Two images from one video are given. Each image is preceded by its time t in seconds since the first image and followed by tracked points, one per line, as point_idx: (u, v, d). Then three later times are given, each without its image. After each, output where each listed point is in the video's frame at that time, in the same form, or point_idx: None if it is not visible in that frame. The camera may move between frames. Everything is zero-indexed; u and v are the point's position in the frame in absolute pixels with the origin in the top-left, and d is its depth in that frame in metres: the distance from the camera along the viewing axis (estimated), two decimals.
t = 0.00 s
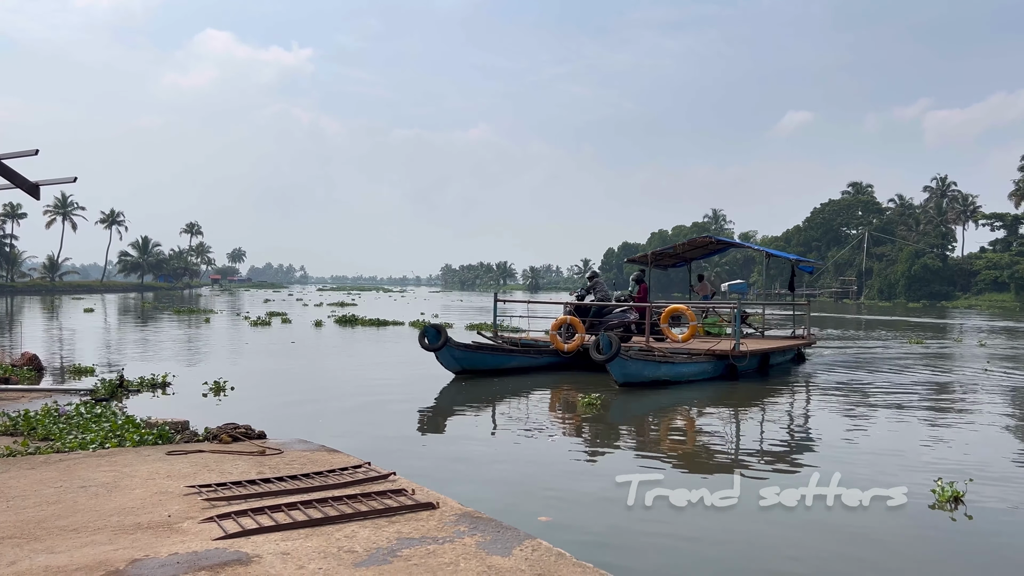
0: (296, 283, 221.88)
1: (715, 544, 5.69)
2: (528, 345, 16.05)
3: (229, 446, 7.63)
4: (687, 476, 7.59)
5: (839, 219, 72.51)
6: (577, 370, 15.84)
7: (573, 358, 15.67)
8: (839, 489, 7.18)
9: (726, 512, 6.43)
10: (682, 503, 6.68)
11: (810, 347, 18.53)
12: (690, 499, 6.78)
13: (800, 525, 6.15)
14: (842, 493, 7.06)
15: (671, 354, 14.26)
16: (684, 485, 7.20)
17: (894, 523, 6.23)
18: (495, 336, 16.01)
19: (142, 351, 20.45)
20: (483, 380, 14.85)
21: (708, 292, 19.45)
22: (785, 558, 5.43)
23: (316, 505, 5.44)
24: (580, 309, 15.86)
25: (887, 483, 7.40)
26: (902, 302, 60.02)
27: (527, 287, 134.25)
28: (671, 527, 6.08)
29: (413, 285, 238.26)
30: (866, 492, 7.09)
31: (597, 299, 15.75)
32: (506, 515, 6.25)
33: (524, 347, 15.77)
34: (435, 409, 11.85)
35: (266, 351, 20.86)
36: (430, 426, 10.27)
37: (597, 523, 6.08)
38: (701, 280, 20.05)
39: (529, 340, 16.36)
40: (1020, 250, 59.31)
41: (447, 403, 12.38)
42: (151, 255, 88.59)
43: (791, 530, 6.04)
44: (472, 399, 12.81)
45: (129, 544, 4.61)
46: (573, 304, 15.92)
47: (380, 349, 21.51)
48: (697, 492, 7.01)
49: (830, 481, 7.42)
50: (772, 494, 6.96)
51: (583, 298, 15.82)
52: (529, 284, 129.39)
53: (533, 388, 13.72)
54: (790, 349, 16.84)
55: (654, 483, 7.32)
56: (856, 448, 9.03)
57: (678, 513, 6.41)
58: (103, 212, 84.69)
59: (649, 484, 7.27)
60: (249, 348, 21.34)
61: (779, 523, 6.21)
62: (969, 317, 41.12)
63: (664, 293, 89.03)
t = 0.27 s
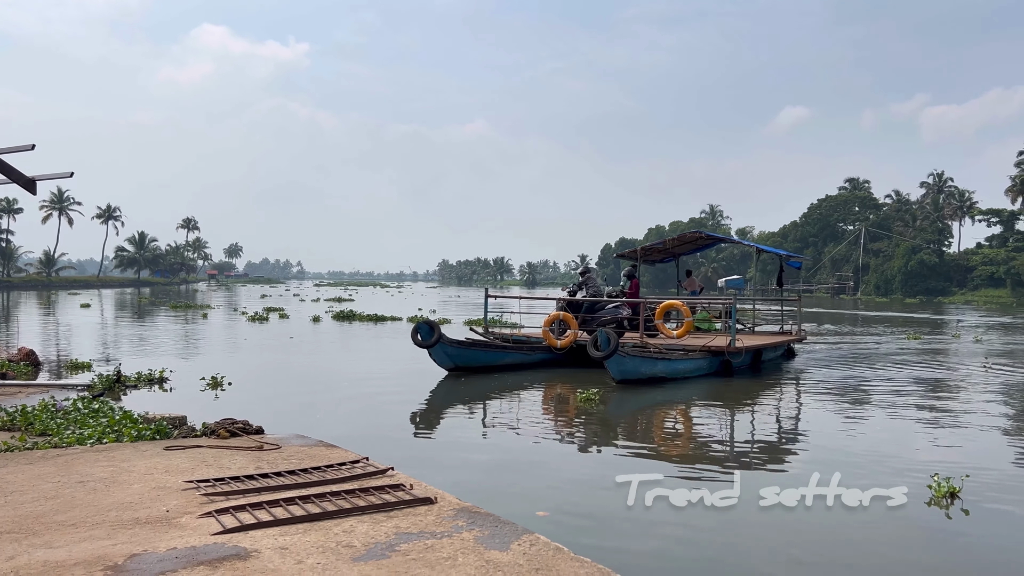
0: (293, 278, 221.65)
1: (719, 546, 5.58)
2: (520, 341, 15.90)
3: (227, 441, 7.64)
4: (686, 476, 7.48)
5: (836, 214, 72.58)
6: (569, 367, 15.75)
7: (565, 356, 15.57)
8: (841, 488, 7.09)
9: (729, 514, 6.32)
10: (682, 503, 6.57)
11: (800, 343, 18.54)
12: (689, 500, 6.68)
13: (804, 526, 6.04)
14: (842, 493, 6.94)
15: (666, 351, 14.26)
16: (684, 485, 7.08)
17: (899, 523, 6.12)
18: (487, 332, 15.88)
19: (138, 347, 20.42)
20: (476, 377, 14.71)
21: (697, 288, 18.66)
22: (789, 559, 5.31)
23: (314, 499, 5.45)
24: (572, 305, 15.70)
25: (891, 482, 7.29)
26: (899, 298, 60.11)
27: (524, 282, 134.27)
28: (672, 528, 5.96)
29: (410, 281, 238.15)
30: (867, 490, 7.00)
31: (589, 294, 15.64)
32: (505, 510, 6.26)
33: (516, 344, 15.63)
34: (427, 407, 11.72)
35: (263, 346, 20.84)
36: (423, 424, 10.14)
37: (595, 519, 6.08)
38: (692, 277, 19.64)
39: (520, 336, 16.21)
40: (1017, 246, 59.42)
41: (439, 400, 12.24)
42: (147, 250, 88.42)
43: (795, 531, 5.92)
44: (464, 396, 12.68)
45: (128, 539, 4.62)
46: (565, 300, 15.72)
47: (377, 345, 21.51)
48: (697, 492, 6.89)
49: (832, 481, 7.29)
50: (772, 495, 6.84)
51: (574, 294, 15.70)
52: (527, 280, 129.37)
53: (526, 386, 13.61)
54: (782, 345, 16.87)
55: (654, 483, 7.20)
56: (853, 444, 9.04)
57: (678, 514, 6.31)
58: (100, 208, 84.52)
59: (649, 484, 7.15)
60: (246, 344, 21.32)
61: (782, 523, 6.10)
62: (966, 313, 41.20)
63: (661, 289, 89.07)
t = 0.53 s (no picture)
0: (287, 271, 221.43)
1: (721, 547, 5.38)
2: (510, 334, 15.84)
3: (223, 434, 7.65)
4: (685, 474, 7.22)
5: (830, 207, 72.72)
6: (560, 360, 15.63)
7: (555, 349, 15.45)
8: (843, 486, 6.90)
9: (733, 514, 6.08)
10: (682, 504, 6.32)
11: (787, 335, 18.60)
12: (690, 500, 6.41)
13: (813, 528, 5.79)
14: (843, 493, 6.71)
15: (659, 344, 14.26)
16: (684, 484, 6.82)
17: (912, 524, 5.89)
18: (474, 326, 15.75)
19: (133, 340, 20.40)
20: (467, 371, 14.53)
21: (679, 282, 18.64)
22: (799, 565, 5.08)
23: (310, 491, 5.46)
24: (562, 298, 15.56)
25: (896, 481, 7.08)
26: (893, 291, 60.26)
27: (519, 275, 134.29)
28: (676, 531, 5.68)
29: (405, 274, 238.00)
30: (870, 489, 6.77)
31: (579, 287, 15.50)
32: (502, 502, 6.27)
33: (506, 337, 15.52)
34: (418, 402, 11.56)
35: (258, 339, 20.84)
36: (415, 420, 10.00)
37: (590, 512, 6.08)
38: (675, 270, 19.58)
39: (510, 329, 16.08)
40: (1010, 238, 59.60)
41: (430, 395, 12.08)
42: (141, 243, 88.16)
43: (805, 534, 5.66)
44: (456, 391, 12.53)
45: (124, 531, 4.62)
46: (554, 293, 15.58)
47: (373, 338, 21.53)
48: (697, 491, 6.63)
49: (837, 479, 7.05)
50: (774, 495, 6.59)
51: (565, 287, 15.57)
52: (521, 273, 129.41)
53: (516, 380, 13.48)
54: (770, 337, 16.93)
55: (654, 483, 6.93)
56: (848, 436, 9.06)
57: (680, 515, 6.05)
58: (93, 201, 84.26)
59: (649, 484, 6.89)
60: (241, 337, 21.33)
61: (787, 524, 5.87)
62: (959, 306, 41.36)
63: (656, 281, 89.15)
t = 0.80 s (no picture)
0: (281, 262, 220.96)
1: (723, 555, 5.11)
2: (498, 325, 15.47)
3: (218, 424, 7.66)
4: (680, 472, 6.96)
5: (823, 196, 72.90)
6: (550, 350, 15.51)
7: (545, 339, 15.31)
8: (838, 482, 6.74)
9: (735, 516, 5.83)
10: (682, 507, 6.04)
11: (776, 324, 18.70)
12: (688, 502, 6.15)
13: (816, 532, 5.55)
14: (846, 493, 6.44)
15: (653, 334, 14.29)
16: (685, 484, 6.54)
17: (913, 524, 5.70)
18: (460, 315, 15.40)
19: (127, 332, 20.37)
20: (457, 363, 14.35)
21: (666, 270, 18.53)
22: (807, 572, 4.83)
23: (307, 481, 5.48)
24: (552, 289, 15.57)
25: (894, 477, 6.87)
26: (885, 280, 60.50)
27: (512, 265, 134.34)
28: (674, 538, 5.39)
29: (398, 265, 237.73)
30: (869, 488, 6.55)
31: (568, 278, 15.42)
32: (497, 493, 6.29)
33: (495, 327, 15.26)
34: (409, 395, 11.38)
35: (252, 330, 20.82)
36: (406, 414, 9.82)
37: (585, 502, 6.10)
38: (662, 259, 19.57)
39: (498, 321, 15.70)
40: (1002, 227, 59.85)
41: (421, 388, 11.90)
42: (133, 235, 87.85)
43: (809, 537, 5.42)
44: (447, 383, 12.35)
45: (122, 520, 4.65)
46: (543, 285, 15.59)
47: (367, 328, 21.55)
48: (697, 492, 6.35)
49: (835, 480, 6.78)
50: (773, 495, 6.32)
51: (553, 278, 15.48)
52: (515, 263, 129.43)
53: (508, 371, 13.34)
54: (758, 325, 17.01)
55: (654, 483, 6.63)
56: (841, 426, 9.12)
57: (681, 518, 5.80)
58: (84, 192, 83.90)
59: (649, 484, 6.59)
60: (235, 328, 21.31)
61: (790, 527, 5.64)
62: (950, 295, 41.58)
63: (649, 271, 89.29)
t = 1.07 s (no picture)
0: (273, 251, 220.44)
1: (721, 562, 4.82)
2: (487, 314, 15.35)
3: (214, 412, 7.70)
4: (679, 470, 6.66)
5: (815, 183, 73.08)
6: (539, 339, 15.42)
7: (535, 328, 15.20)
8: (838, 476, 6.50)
9: (737, 517, 5.55)
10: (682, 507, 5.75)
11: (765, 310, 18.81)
12: (690, 502, 5.86)
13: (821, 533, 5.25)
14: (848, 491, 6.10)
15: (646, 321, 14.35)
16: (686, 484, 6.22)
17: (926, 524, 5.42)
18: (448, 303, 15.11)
19: (120, 321, 20.38)
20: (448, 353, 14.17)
21: (650, 257, 18.46)
22: None
23: (303, 467, 5.52)
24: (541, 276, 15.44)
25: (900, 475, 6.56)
26: (877, 266, 60.73)
27: (505, 254, 134.36)
28: (673, 542, 5.07)
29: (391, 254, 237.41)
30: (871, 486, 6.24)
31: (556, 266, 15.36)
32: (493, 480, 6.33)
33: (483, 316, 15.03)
34: (400, 386, 11.25)
35: (246, 319, 20.84)
36: (399, 405, 9.69)
37: (578, 488, 6.15)
38: (645, 245, 19.47)
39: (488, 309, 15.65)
40: (992, 212, 60.10)
41: (412, 378, 11.75)
42: (125, 225, 87.52)
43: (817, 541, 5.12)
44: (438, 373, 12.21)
45: (120, 507, 4.68)
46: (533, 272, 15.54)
47: (361, 317, 21.59)
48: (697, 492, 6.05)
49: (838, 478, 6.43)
50: (774, 494, 6.01)
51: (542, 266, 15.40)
52: (508, 251, 129.43)
53: (499, 361, 13.22)
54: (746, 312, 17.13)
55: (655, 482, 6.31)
56: (832, 411, 9.18)
57: (683, 518, 5.52)
58: (75, 182, 83.55)
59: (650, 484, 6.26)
60: (229, 317, 21.34)
61: (796, 529, 5.35)
62: (941, 280, 41.77)
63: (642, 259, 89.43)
